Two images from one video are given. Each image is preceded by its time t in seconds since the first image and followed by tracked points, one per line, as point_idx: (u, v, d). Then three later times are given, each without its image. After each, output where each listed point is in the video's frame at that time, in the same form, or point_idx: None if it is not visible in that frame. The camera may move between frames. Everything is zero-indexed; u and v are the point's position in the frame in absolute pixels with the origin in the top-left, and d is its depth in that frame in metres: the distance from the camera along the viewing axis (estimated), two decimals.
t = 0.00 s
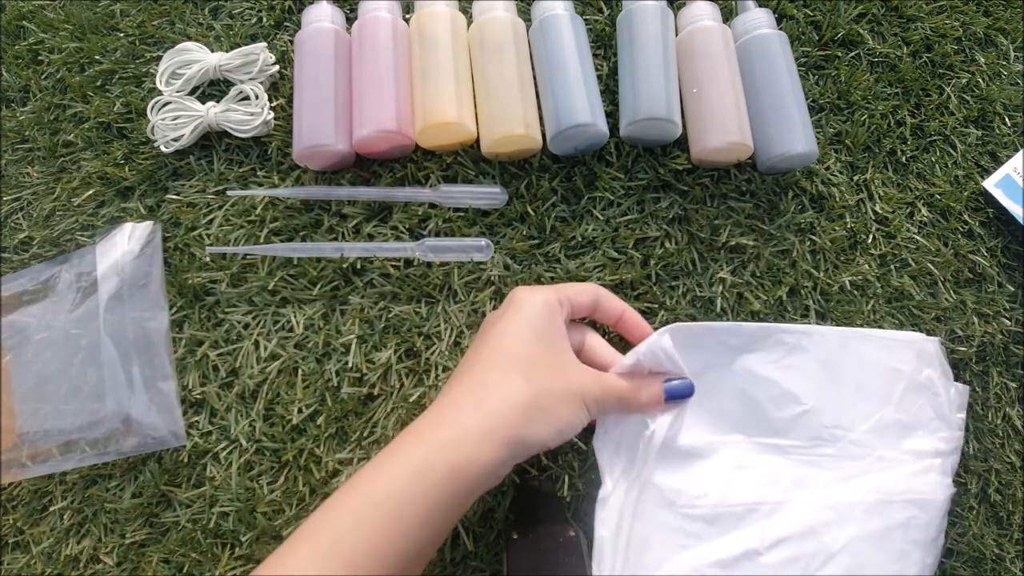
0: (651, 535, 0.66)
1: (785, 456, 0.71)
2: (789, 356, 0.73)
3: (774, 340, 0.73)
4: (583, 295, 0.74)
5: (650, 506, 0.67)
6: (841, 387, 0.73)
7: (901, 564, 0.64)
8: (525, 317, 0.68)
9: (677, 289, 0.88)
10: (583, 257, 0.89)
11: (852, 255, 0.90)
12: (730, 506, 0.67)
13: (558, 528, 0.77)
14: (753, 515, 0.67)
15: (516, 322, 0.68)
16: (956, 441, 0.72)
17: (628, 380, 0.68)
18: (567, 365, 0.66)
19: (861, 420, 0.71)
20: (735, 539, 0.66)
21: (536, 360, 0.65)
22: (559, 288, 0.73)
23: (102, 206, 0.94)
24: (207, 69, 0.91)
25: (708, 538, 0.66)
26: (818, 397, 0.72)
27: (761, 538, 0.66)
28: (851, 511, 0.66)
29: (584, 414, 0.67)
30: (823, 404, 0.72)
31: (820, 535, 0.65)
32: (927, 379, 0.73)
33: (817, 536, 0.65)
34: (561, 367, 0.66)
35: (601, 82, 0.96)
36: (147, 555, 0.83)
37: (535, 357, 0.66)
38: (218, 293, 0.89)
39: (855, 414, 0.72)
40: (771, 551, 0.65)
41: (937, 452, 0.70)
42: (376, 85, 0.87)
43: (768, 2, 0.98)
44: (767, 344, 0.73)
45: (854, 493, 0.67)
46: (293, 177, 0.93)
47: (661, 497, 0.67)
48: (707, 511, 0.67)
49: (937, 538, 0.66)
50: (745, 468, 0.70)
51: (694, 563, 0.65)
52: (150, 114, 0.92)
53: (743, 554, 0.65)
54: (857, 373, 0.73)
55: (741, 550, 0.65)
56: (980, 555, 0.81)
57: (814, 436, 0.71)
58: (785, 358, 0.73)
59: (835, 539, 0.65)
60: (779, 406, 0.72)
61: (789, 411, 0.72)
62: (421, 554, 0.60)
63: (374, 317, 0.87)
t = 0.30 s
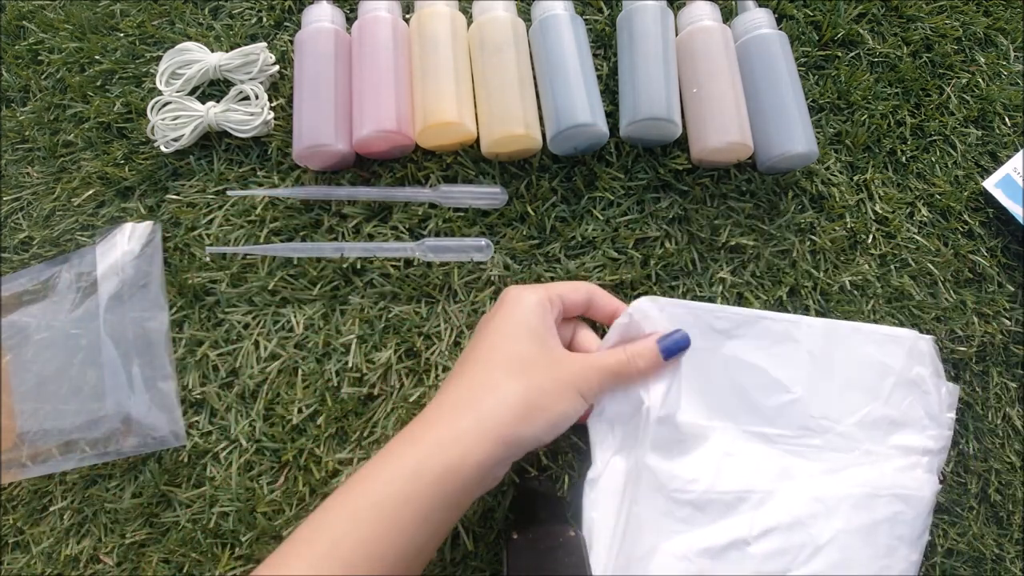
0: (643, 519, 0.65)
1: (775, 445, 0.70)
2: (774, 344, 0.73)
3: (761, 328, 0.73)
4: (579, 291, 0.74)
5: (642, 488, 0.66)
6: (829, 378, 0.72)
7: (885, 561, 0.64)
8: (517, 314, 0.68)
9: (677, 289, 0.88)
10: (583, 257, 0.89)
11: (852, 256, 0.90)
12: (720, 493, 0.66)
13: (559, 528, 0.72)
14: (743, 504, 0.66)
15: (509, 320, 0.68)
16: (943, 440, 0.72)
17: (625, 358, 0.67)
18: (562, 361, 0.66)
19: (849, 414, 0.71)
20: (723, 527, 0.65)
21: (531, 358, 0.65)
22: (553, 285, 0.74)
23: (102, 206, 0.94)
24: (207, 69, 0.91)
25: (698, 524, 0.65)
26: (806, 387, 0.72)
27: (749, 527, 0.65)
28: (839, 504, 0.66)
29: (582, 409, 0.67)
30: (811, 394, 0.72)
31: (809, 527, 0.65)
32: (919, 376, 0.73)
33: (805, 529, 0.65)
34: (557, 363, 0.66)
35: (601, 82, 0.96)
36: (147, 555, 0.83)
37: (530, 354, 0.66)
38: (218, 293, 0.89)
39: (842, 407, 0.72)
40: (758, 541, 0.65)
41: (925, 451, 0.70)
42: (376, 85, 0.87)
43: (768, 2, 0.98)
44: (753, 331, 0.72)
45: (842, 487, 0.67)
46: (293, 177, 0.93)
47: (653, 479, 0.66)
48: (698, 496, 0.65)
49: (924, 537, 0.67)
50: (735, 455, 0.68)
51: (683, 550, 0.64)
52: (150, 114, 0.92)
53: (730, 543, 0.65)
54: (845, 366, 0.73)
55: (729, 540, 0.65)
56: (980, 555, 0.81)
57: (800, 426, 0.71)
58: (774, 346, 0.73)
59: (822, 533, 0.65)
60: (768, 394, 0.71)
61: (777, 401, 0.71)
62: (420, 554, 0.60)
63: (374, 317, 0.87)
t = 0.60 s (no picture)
0: (642, 517, 0.66)
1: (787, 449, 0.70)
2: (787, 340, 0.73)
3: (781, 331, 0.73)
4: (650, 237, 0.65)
5: (644, 487, 0.68)
6: (847, 382, 0.72)
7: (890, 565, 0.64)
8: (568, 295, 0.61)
9: (678, 289, 0.87)
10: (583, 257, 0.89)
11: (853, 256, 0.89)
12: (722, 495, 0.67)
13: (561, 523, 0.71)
14: (746, 506, 0.67)
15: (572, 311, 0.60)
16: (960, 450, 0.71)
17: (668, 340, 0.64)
18: (611, 373, 0.60)
19: (866, 419, 0.70)
20: (725, 528, 0.66)
21: (573, 377, 0.59)
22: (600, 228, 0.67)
23: (102, 206, 0.94)
24: (207, 69, 0.91)
25: (699, 525, 0.66)
26: (823, 391, 0.71)
27: (752, 529, 0.66)
28: (846, 510, 0.66)
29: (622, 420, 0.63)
30: (825, 398, 0.71)
31: (812, 531, 0.65)
32: (936, 385, 0.72)
33: (808, 532, 0.65)
34: (605, 379, 0.60)
35: (601, 82, 0.96)
36: (147, 555, 0.83)
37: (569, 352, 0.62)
38: (218, 293, 0.89)
39: (860, 412, 0.71)
40: (761, 543, 0.65)
41: (939, 460, 0.70)
42: (376, 85, 0.87)
43: (768, 2, 0.98)
44: (771, 335, 0.73)
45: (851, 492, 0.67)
46: (293, 177, 0.93)
47: (654, 481, 0.68)
48: (699, 498, 0.67)
49: (936, 545, 0.66)
50: (743, 458, 0.69)
51: (682, 549, 0.65)
52: (150, 114, 0.92)
53: (733, 545, 0.65)
54: (864, 372, 0.72)
55: (732, 541, 0.65)
56: (980, 556, 0.81)
57: (816, 431, 0.70)
58: (791, 350, 0.73)
59: (828, 536, 0.65)
60: (784, 398, 0.71)
61: (792, 404, 0.71)
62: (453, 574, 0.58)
63: (374, 317, 0.87)
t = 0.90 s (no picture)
0: (640, 516, 0.67)
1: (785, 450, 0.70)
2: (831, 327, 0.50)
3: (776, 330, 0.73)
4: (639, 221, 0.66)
5: (642, 487, 0.68)
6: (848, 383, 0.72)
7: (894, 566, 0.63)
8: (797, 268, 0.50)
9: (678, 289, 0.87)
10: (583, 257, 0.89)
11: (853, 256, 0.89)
12: (721, 495, 0.67)
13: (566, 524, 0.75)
14: (745, 507, 0.67)
15: (539, 302, 0.62)
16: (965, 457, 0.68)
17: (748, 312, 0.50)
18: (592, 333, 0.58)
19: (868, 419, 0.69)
20: (724, 529, 0.66)
21: (544, 345, 0.59)
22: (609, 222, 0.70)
23: (102, 206, 0.94)
24: (207, 69, 0.91)
25: (698, 524, 0.66)
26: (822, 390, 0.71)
27: (751, 529, 0.66)
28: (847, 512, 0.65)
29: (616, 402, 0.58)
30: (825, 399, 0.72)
31: (813, 531, 0.65)
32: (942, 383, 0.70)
33: (809, 532, 0.65)
34: (586, 338, 0.58)
35: (601, 82, 0.96)
36: (147, 555, 0.83)
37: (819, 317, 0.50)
38: (218, 293, 0.89)
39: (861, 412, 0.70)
40: (761, 543, 0.65)
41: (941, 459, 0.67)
42: (376, 85, 0.87)
43: (768, 2, 0.98)
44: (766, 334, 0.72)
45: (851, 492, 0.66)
46: (293, 177, 0.93)
47: (653, 481, 0.68)
48: (697, 498, 0.67)
49: (938, 545, 0.64)
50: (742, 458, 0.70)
51: (682, 548, 0.65)
52: (150, 114, 0.92)
53: (732, 545, 0.65)
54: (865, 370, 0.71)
55: (731, 541, 0.65)
56: (980, 556, 0.81)
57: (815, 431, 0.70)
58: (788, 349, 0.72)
59: (828, 537, 0.65)
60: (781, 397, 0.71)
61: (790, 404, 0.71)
62: (432, 557, 0.59)
63: (374, 317, 0.87)
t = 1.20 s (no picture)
0: (641, 516, 0.66)
1: (785, 449, 0.71)
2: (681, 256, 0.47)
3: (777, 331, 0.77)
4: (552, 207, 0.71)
5: (643, 487, 0.67)
6: (848, 384, 0.74)
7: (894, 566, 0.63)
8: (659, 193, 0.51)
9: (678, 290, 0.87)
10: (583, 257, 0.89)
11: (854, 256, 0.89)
12: (721, 495, 0.67)
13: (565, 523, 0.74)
14: (746, 507, 0.67)
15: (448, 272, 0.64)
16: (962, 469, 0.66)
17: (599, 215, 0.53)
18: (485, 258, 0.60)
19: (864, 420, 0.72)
20: (725, 529, 0.66)
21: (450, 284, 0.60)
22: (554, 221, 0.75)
23: (102, 206, 0.94)
24: (207, 69, 0.91)
25: (699, 524, 0.66)
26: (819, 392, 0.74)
27: (752, 529, 0.65)
28: (846, 514, 0.65)
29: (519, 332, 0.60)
30: (825, 398, 0.73)
31: (813, 531, 0.65)
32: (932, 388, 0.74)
33: (809, 532, 0.65)
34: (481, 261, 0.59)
35: (601, 82, 0.96)
36: (147, 555, 0.83)
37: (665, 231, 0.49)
38: (218, 293, 0.89)
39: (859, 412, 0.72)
40: (761, 543, 0.65)
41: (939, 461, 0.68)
42: (376, 86, 0.87)
43: (768, 2, 0.98)
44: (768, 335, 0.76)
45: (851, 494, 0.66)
46: (293, 177, 0.93)
47: (653, 481, 0.68)
48: (698, 498, 0.67)
49: (937, 544, 0.65)
50: (742, 457, 0.71)
51: (682, 549, 0.65)
52: (150, 114, 0.92)
53: (732, 545, 0.65)
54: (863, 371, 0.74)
55: (732, 541, 0.65)
56: (981, 556, 0.81)
57: (815, 431, 0.72)
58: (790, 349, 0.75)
59: (829, 537, 0.64)
60: (782, 397, 0.73)
61: (792, 403, 0.73)
62: (375, 525, 0.53)
63: (374, 317, 0.87)
